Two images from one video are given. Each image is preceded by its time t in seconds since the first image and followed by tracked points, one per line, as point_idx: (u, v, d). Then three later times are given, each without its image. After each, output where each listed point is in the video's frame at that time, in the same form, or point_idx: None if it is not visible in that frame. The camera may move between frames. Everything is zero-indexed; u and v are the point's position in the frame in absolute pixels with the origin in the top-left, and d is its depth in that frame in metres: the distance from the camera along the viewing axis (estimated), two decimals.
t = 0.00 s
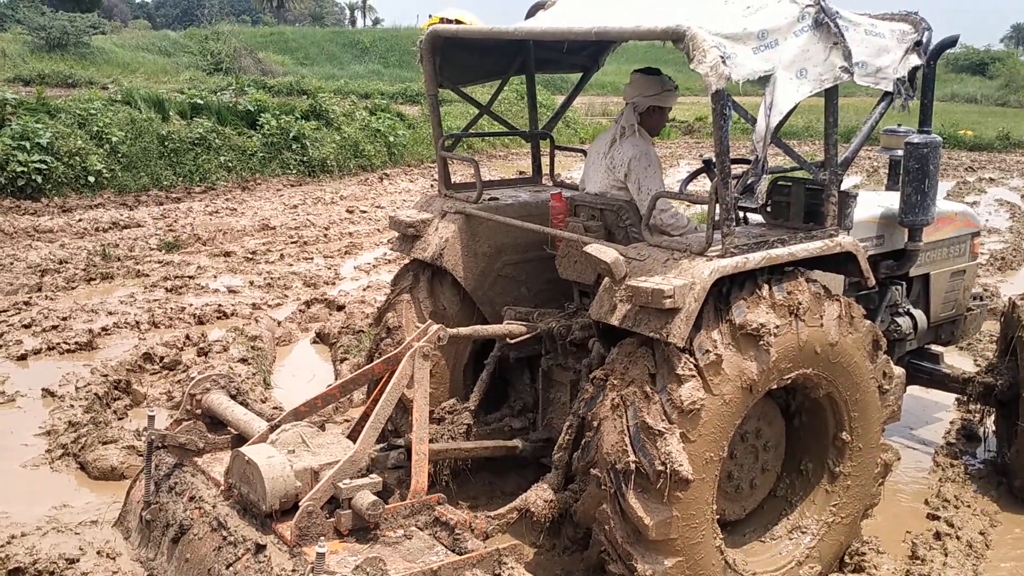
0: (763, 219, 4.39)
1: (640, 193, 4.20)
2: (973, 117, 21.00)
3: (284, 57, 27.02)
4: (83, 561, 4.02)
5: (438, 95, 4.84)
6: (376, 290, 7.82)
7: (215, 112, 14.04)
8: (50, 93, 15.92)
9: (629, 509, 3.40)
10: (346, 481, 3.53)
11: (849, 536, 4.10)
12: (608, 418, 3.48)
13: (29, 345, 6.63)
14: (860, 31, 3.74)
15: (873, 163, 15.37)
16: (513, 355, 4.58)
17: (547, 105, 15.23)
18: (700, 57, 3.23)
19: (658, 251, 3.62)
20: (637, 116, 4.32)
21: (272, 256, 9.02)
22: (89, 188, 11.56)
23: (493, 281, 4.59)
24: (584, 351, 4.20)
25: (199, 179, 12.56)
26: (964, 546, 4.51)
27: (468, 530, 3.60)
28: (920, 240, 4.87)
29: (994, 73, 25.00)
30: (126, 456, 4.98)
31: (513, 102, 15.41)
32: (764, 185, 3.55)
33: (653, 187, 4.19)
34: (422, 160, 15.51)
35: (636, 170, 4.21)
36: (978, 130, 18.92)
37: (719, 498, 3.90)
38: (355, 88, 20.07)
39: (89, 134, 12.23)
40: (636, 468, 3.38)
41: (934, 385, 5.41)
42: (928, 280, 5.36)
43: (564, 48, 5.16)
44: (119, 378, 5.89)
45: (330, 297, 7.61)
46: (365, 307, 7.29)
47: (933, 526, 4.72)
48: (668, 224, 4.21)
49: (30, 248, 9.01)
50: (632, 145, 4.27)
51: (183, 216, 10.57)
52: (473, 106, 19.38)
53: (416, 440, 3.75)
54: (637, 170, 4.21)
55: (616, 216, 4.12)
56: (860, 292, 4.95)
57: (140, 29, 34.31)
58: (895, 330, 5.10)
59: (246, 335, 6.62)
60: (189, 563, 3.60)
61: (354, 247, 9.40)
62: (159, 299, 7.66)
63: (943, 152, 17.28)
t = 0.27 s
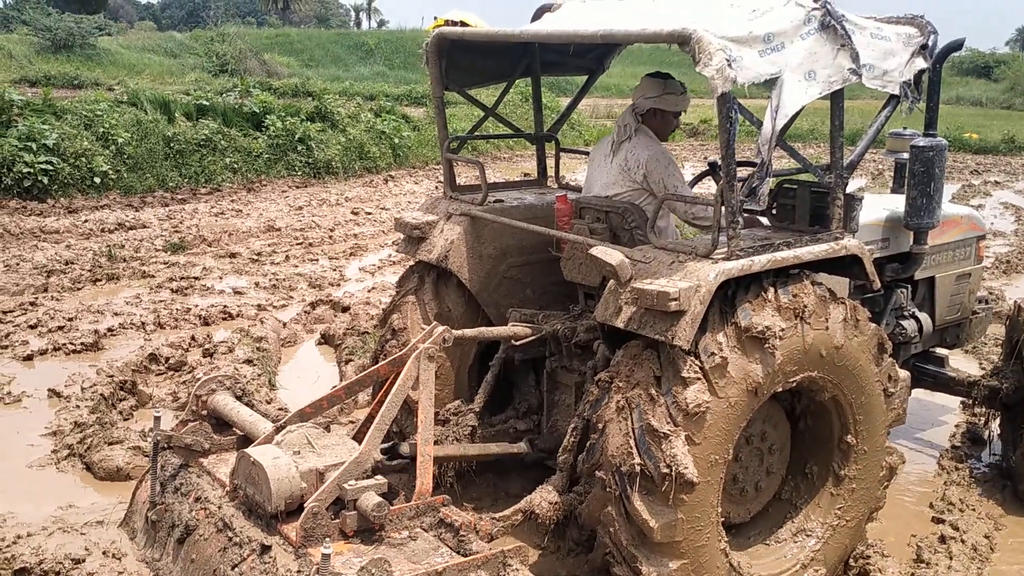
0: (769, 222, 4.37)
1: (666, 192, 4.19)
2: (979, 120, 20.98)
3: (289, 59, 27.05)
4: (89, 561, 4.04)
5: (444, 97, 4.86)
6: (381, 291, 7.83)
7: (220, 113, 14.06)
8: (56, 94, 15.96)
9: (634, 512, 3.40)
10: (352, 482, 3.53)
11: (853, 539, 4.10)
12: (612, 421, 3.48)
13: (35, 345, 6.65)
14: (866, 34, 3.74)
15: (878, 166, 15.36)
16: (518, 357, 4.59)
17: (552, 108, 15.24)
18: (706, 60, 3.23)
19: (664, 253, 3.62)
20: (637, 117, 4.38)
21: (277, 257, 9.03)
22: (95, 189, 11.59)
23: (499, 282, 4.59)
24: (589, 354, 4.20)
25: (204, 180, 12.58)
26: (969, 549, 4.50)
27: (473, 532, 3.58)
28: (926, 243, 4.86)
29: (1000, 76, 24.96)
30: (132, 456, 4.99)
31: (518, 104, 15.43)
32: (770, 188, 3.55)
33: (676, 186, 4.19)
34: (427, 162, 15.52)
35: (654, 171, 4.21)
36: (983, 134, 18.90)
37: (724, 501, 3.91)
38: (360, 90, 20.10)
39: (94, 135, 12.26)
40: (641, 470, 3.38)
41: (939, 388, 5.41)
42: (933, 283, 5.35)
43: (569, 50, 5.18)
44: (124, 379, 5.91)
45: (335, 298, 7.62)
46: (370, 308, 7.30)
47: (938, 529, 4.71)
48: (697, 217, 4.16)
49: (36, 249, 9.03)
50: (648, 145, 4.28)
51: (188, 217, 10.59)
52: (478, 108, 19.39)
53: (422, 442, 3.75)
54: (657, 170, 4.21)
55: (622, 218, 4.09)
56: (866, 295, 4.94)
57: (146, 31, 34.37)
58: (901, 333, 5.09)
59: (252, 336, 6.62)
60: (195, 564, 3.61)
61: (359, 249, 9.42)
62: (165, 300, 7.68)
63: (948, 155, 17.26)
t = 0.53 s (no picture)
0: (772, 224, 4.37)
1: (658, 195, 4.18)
2: (983, 122, 20.96)
3: (293, 61, 27.08)
4: (92, 561, 4.04)
5: (448, 99, 4.86)
6: (384, 292, 7.83)
7: (224, 114, 14.08)
8: (61, 95, 16.00)
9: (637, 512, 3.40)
10: (355, 484, 3.52)
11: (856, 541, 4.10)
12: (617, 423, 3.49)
13: (39, 346, 6.65)
14: (870, 36, 3.74)
15: (882, 168, 15.35)
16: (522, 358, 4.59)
17: (555, 109, 15.24)
18: (710, 61, 3.21)
19: (668, 255, 3.62)
20: (639, 119, 4.32)
21: (280, 258, 9.04)
22: (98, 190, 11.60)
23: (502, 284, 4.58)
24: (592, 355, 4.19)
25: (208, 182, 12.59)
26: (973, 552, 4.50)
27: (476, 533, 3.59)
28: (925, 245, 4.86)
29: (1003, 78, 24.93)
30: (136, 457, 5.00)
31: (521, 106, 15.43)
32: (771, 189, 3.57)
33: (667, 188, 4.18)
34: (430, 164, 15.53)
35: (652, 173, 4.20)
36: (987, 136, 18.88)
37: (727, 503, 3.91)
38: (364, 92, 20.12)
39: (98, 136, 12.28)
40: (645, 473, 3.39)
41: (943, 391, 5.41)
42: (937, 285, 5.34)
43: (573, 52, 5.18)
44: (128, 380, 5.92)
45: (339, 299, 7.63)
46: (373, 309, 7.31)
47: (942, 532, 4.70)
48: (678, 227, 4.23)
49: (41, 249, 9.05)
50: (648, 147, 4.26)
51: (192, 219, 10.60)
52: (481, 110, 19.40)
53: (425, 443, 3.75)
54: (654, 172, 4.20)
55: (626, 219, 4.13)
56: (870, 297, 4.93)
57: (151, 32, 34.42)
58: (904, 335, 5.08)
59: (255, 337, 6.62)
60: (198, 564, 3.61)
61: (362, 250, 9.42)
62: (168, 300, 7.69)
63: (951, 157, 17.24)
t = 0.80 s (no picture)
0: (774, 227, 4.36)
1: (652, 197, 4.18)
2: (986, 123, 20.95)
3: (296, 61, 27.09)
4: (93, 561, 4.04)
5: (449, 99, 4.86)
6: (386, 293, 7.84)
7: (226, 114, 14.09)
8: (63, 95, 16.03)
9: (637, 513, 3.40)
10: (357, 484, 3.53)
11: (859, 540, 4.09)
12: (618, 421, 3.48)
13: (41, 346, 6.66)
14: (872, 37, 3.74)
15: (884, 169, 15.34)
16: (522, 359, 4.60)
17: (557, 110, 15.25)
18: (712, 62, 3.20)
19: (669, 256, 3.63)
20: (641, 119, 4.35)
21: (282, 258, 9.05)
22: (100, 190, 11.61)
23: (504, 284, 4.58)
24: (594, 355, 4.20)
25: (210, 182, 12.59)
26: (974, 552, 4.50)
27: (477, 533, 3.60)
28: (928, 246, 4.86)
29: (1006, 79, 24.90)
30: (137, 457, 5.00)
31: (522, 106, 15.42)
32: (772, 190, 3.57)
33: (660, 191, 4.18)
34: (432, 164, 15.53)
35: (645, 174, 4.21)
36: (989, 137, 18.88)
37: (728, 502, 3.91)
38: (366, 92, 20.13)
39: (100, 136, 12.29)
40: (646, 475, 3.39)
41: (945, 390, 5.42)
42: (939, 286, 5.35)
43: (575, 52, 5.17)
44: (129, 380, 5.93)
45: (340, 300, 7.63)
46: (374, 310, 7.32)
47: (944, 532, 4.70)
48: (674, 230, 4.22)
49: (43, 249, 9.06)
50: (642, 147, 4.27)
51: (194, 219, 10.60)
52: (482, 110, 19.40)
53: (426, 443, 3.76)
54: (648, 173, 4.21)
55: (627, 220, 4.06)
56: (871, 297, 4.91)
57: (152, 32, 34.47)
58: (906, 336, 5.08)
59: (257, 337, 6.62)
60: (199, 564, 3.61)
61: (364, 251, 9.42)
62: (169, 301, 7.70)
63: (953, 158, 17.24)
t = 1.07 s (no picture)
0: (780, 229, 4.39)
1: (658, 202, 4.15)
2: (987, 123, 20.96)
3: (297, 60, 27.12)
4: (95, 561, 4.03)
5: (455, 106, 4.87)
6: (385, 293, 7.84)
7: (226, 114, 14.10)
8: (63, 95, 16.04)
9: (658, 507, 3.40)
10: (377, 476, 3.55)
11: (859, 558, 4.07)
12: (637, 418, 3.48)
13: (41, 346, 6.67)
14: (876, 40, 3.74)
15: (885, 169, 15.35)
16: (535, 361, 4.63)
17: (558, 109, 15.26)
18: (721, 70, 3.23)
19: (681, 260, 3.62)
20: (654, 125, 4.31)
21: (282, 258, 9.06)
22: (100, 190, 11.62)
23: (513, 289, 4.60)
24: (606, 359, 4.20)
25: (210, 182, 12.60)
26: (974, 552, 4.51)
27: (495, 524, 3.62)
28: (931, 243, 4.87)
29: (1007, 78, 24.86)
30: (138, 457, 5.00)
31: (523, 106, 15.42)
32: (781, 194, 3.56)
33: (666, 198, 4.14)
34: (432, 163, 15.53)
35: (653, 179, 4.19)
36: (990, 137, 18.90)
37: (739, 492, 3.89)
38: (366, 91, 20.14)
39: (100, 136, 12.30)
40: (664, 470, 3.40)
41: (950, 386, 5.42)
42: (942, 282, 5.36)
43: (578, 56, 5.19)
44: (129, 379, 5.94)
45: (340, 299, 7.63)
46: (374, 309, 7.33)
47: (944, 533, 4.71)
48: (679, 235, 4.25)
49: (43, 249, 9.06)
50: (652, 153, 4.24)
51: (194, 218, 10.61)
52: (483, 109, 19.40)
53: (444, 437, 3.77)
54: (655, 179, 4.19)
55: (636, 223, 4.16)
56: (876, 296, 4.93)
57: (152, 31, 34.50)
58: (911, 331, 5.09)
59: (257, 337, 6.63)
60: (215, 556, 3.61)
61: (364, 251, 9.43)
62: (169, 300, 7.71)
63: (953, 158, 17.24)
